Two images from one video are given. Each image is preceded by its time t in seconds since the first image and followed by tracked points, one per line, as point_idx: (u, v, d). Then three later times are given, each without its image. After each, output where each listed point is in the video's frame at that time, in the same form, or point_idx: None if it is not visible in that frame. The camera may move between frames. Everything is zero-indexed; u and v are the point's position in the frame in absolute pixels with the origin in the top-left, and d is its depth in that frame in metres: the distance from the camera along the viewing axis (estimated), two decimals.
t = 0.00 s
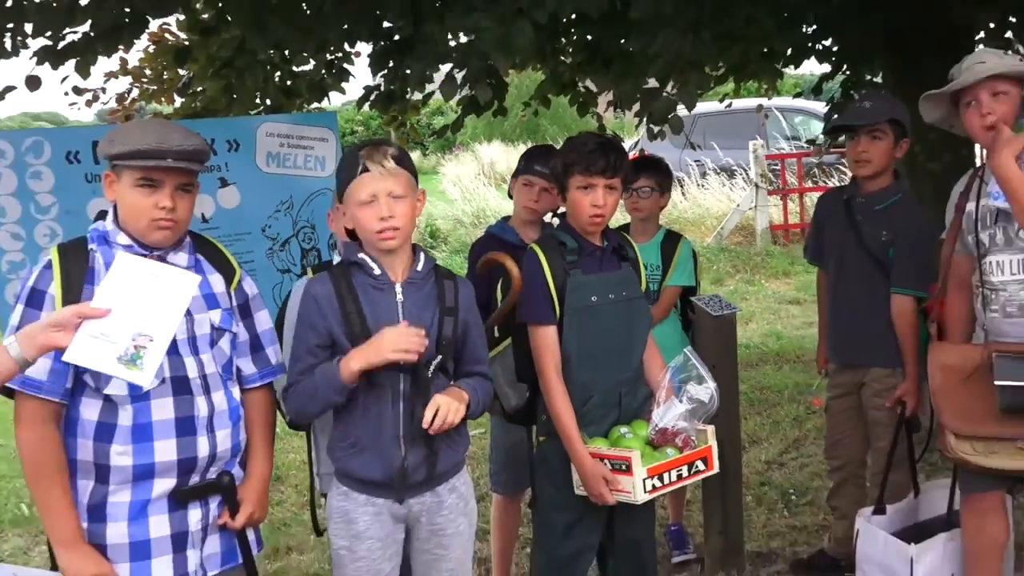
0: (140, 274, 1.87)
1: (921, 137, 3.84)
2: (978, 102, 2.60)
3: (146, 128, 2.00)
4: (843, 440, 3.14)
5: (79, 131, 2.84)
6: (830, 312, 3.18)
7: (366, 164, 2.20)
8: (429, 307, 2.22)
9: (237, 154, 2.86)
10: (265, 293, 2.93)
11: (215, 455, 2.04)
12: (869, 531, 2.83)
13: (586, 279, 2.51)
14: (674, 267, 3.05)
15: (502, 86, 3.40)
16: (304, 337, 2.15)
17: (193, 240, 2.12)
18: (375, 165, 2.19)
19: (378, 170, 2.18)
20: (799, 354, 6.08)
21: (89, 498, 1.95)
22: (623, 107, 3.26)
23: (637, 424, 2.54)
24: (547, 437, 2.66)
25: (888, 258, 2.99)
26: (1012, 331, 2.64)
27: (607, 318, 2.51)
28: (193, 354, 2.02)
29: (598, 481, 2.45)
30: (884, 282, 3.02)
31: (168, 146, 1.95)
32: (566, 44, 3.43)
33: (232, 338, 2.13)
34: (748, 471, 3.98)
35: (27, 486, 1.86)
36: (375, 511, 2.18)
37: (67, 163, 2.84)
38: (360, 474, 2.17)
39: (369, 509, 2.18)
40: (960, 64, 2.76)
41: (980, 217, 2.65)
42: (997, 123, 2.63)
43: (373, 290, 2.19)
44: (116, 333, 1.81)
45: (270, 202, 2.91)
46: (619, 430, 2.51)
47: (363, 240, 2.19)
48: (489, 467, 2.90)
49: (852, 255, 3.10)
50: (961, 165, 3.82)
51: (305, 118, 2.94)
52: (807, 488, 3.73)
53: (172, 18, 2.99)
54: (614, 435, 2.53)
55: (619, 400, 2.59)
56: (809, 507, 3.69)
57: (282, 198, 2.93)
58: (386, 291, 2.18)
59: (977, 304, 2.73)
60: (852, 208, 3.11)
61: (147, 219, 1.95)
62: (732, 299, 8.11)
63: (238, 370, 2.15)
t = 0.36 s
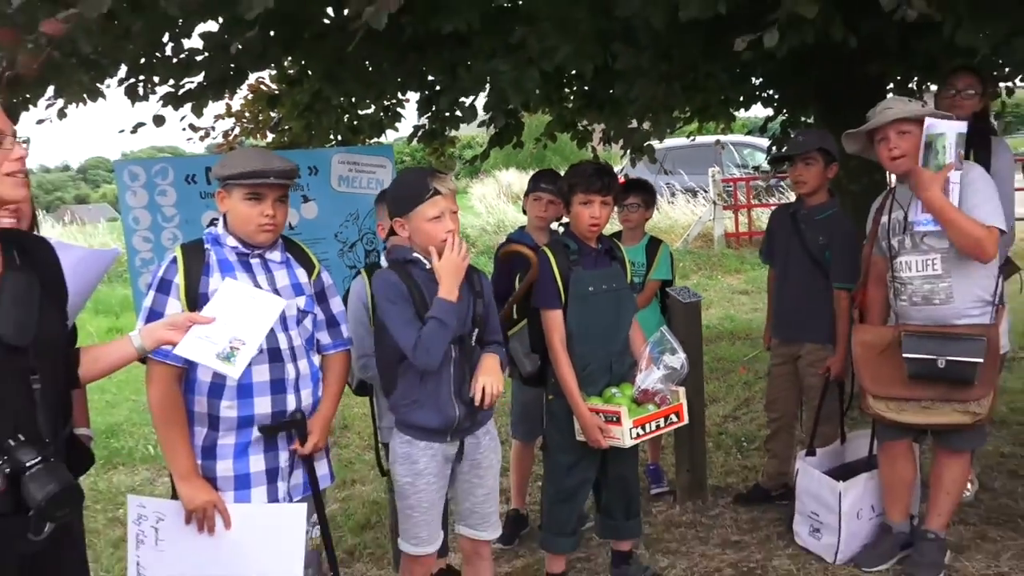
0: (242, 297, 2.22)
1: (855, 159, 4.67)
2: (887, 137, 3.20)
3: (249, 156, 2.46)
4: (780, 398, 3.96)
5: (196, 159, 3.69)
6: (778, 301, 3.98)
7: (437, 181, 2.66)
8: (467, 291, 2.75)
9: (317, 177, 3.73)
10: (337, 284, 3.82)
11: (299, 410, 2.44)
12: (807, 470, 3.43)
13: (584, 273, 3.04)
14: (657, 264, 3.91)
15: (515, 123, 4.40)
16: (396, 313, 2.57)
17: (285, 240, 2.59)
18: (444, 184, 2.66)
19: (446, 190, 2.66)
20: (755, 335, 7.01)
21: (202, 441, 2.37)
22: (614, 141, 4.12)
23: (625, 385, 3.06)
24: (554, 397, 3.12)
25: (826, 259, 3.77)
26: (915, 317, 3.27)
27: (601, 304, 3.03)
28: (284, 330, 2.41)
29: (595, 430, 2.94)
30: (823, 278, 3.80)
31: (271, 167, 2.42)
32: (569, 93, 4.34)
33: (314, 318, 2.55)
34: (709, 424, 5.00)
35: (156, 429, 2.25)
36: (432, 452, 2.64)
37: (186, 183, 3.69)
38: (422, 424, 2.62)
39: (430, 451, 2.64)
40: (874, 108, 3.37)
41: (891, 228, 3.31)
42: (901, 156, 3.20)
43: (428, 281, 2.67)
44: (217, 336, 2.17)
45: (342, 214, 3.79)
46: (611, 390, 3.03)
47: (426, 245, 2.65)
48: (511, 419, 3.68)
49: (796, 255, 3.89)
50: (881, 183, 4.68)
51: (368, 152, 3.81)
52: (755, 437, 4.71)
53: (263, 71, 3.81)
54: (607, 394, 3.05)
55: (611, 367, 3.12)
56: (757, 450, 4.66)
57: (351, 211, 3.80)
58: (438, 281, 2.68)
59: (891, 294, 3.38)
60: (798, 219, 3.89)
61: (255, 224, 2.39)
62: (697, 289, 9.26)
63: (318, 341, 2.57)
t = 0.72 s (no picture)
0: (259, 310, 2.19)
1: (875, 154, 4.64)
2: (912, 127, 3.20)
3: (274, 149, 2.48)
4: (801, 394, 3.95)
5: (219, 153, 3.72)
6: (799, 297, 3.95)
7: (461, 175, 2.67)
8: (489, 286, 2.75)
9: (337, 169, 3.80)
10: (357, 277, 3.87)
11: (318, 402, 2.46)
12: (821, 468, 3.44)
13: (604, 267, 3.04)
14: (678, 259, 3.91)
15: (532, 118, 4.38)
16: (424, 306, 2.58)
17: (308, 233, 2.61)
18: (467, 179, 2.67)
19: (470, 184, 2.68)
20: (772, 329, 6.99)
21: (222, 433, 2.39)
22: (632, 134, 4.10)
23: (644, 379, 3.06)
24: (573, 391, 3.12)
25: (848, 256, 3.75)
26: (931, 311, 3.24)
27: (621, 298, 3.03)
28: (305, 324, 2.43)
29: (614, 424, 2.95)
30: (846, 274, 3.78)
31: (294, 159, 2.43)
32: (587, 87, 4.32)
33: (335, 312, 2.56)
34: (727, 418, 4.99)
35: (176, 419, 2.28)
36: (460, 450, 2.65)
37: (209, 176, 3.72)
38: (449, 418, 2.62)
39: (456, 446, 2.64)
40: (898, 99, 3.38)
41: (909, 221, 3.30)
42: (922, 149, 3.22)
43: (453, 273, 2.68)
44: (224, 346, 2.13)
45: (363, 207, 3.85)
46: (630, 384, 3.03)
47: (449, 238, 2.67)
48: (529, 413, 3.69)
49: (819, 250, 3.86)
50: (902, 178, 4.64)
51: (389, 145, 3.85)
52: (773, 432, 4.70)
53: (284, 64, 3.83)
54: (626, 388, 3.05)
55: (630, 360, 3.12)
56: (774, 446, 4.65)
57: (371, 205, 3.86)
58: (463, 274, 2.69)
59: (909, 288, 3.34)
60: (821, 214, 3.87)
61: (280, 216, 2.41)
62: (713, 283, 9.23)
63: (337, 335, 2.58)
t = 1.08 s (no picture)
0: (258, 276, 2.21)
1: (896, 154, 4.61)
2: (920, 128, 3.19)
3: (290, 144, 2.47)
4: (819, 396, 3.94)
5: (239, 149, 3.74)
6: (819, 299, 3.94)
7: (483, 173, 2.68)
8: (511, 285, 2.76)
9: (356, 167, 3.82)
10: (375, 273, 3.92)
11: (336, 399, 2.46)
12: (837, 471, 3.42)
13: (623, 267, 3.04)
14: (696, 258, 3.90)
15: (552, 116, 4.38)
16: (429, 315, 2.60)
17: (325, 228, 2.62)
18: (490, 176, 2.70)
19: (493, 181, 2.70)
20: (788, 330, 6.96)
21: (239, 432, 2.40)
22: (652, 133, 4.10)
23: (661, 379, 3.05)
24: (591, 390, 3.12)
25: (870, 257, 3.73)
26: (945, 310, 3.21)
27: (640, 297, 3.03)
28: (322, 321, 2.44)
29: (631, 424, 2.94)
30: (867, 276, 3.76)
31: (314, 155, 2.43)
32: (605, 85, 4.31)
33: (352, 309, 2.56)
34: (743, 419, 4.98)
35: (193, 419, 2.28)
36: (481, 449, 2.65)
37: (229, 172, 3.73)
38: (469, 417, 2.63)
39: (476, 446, 2.64)
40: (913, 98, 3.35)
41: (918, 222, 3.30)
42: (931, 149, 3.20)
43: (472, 273, 2.68)
44: (227, 318, 2.16)
45: (381, 204, 3.88)
46: (648, 384, 3.02)
47: (474, 234, 2.65)
48: (545, 411, 3.68)
49: (840, 251, 3.83)
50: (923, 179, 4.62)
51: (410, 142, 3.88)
52: (789, 433, 4.69)
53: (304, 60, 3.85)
54: (643, 388, 3.04)
55: (648, 359, 3.11)
56: (790, 447, 4.64)
57: (389, 202, 3.89)
58: (482, 274, 2.68)
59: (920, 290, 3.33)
60: (842, 215, 3.85)
61: (301, 213, 2.42)
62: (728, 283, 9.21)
63: (357, 331, 2.58)
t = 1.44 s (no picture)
0: (273, 341, 2.14)
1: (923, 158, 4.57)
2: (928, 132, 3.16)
3: (313, 141, 2.48)
4: (843, 402, 3.91)
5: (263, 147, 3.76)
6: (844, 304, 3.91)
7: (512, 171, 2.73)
8: (538, 285, 2.75)
9: (381, 166, 3.83)
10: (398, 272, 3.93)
11: (360, 400, 2.47)
12: (864, 476, 3.39)
13: (649, 269, 3.02)
14: (718, 260, 3.88)
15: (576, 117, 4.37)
16: (447, 319, 2.61)
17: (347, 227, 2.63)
18: (520, 172, 2.75)
19: (521, 180, 2.71)
20: (810, 334, 6.91)
21: (263, 433, 2.41)
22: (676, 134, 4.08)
23: (686, 383, 3.04)
24: (615, 392, 3.11)
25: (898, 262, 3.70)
26: (947, 313, 3.18)
27: (667, 300, 3.02)
28: (347, 321, 2.45)
29: (656, 428, 2.94)
30: (894, 281, 3.73)
31: (339, 153, 2.44)
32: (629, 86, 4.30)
33: (375, 308, 2.57)
34: (764, 423, 4.95)
35: (219, 421, 2.28)
36: (504, 451, 2.65)
37: (255, 169, 3.75)
38: (492, 421, 2.63)
39: (500, 448, 2.65)
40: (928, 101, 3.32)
41: (925, 227, 3.29)
42: (938, 152, 3.17)
43: (495, 274, 2.68)
44: (222, 360, 2.06)
45: (405, 203, 3.89)
46: (673, 388, 3.02)
47: (507, 231, 2.67)
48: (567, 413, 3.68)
49: (866, 257, 3.80)
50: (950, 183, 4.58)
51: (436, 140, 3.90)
52: (811, 438, 4.66)
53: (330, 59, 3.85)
54: (668, 392, 3.03)
55: (674, 363, 3.10)
56: (813, 452, 4.61)
57: (413, 201, 3.90)
58: (506, 275, 2.67)
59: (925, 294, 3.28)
60: (866, 220, 3.82)
61: (326, 210, 2.42)
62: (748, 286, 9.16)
63: (379, 331, 2.59)
